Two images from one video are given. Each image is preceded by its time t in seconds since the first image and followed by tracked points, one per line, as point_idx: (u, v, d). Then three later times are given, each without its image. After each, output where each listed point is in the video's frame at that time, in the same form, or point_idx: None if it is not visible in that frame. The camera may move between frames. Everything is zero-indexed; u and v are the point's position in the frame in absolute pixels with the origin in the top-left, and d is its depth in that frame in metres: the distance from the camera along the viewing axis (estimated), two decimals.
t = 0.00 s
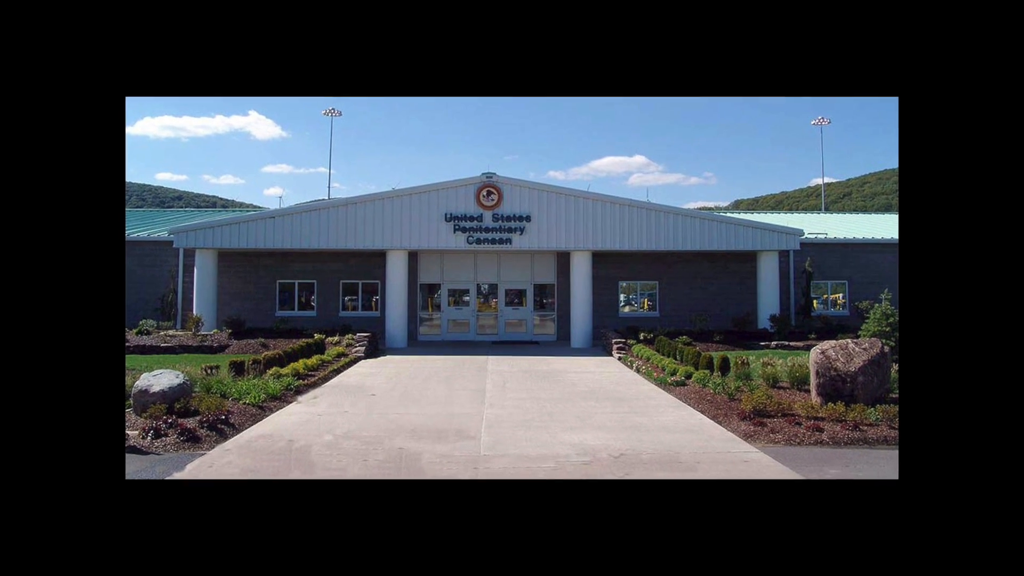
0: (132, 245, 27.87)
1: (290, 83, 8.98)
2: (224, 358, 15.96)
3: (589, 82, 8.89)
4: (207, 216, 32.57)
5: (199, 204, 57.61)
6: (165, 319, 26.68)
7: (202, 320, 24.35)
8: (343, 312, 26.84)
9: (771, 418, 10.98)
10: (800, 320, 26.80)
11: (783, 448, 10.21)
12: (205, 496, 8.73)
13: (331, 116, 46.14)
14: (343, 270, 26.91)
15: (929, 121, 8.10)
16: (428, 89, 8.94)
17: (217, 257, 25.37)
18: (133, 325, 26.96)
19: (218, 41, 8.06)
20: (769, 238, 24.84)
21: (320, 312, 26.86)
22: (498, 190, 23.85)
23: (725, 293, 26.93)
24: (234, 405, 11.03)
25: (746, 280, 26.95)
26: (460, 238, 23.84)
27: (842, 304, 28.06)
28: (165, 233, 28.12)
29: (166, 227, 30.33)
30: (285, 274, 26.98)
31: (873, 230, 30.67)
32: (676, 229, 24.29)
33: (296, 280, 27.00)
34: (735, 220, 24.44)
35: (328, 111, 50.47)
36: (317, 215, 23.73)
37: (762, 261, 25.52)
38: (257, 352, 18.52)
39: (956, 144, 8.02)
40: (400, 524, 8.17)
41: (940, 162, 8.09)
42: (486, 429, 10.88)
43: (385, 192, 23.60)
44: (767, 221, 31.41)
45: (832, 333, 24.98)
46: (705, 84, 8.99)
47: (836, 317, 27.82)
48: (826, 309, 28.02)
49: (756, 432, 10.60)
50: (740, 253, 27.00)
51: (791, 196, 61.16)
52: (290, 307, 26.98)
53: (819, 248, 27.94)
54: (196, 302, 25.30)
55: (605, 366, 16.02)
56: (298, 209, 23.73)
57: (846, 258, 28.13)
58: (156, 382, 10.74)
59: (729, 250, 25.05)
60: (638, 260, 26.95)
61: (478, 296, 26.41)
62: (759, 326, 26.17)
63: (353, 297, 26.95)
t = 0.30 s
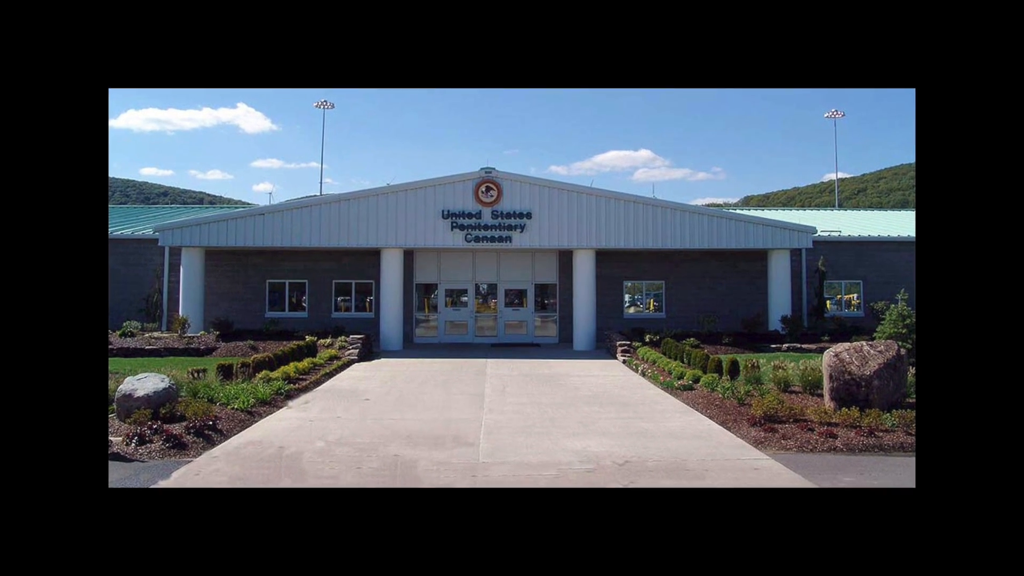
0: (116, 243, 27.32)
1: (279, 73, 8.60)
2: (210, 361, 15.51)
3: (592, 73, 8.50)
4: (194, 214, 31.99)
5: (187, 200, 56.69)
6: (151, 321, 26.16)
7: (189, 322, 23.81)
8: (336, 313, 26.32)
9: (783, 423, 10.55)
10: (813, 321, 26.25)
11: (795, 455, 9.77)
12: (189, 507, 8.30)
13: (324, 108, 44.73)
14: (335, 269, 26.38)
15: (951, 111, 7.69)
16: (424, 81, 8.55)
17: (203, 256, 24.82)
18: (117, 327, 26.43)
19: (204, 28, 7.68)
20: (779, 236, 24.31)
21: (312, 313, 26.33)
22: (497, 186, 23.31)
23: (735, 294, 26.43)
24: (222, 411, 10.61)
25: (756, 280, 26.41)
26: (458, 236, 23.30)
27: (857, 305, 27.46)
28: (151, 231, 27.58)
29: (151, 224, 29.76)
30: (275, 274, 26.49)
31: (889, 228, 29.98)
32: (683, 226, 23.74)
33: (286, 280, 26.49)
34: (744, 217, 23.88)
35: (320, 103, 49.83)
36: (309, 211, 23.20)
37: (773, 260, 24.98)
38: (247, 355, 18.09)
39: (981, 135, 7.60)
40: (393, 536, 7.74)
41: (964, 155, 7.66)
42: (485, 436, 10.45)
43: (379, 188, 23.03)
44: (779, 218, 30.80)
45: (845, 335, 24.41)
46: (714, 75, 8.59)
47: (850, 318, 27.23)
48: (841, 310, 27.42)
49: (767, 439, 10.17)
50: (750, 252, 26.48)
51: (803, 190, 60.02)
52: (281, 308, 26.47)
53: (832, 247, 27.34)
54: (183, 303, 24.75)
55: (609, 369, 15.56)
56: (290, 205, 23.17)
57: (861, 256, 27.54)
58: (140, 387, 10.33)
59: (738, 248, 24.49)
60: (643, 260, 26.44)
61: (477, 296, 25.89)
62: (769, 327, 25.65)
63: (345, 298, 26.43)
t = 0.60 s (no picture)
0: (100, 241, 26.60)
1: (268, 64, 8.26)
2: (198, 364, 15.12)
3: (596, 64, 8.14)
4: (182, 211, 31.29)
5: (172, 197, 55.64)
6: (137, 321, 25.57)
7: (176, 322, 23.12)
8: (328, 314, 25.67)
9: (794, 429, 10.14)
10: (826, 323, 25.69)
11: (807, 462, 9.38)
12: (172, 517, 7.90)
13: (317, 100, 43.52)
14: (328, 269, 25.77)
15: (984, 98, 7.24)
16: (419, 71, 8.19)
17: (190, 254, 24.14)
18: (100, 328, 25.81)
19: (179, 9, 7.25)
20: (790, 233, 23.69)
21: (304, 315, 25.70)
22: (496, 181, 22.63)
23: (745, 294, 25.76)
24: (209, 416, 10.21)
25: (766, 280, 25.71)
26: (456, 234, 22.65)
27: (872, 306, 26.69)
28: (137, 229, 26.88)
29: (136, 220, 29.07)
30: (265, 273, 25.80)
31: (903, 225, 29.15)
32: (689, 224, 23.11)
33: (277, 279, 25.82)
34: (754, 214, 23.26)
35: (314, 96, 49.12)
36: (301, 207, 22.50)
37: (785, 260, 24.44)
38: (236, 357, 17.69)
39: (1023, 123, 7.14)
40: (382, 558, 7.16)
41: (1000, 145, 7.21)
42: (484, 442, 10.05)
43: (374, 184, 22.35)
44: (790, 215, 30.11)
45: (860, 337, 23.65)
46: (722, 66, 8.23)
47: (864, 318, 26.46)
48: (854, 310, 26.66)
49: (777, 445, 9.76)
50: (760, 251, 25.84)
51: (817, 186, 58.73)
52: (271, 308, 25.76)
53: (845, 245, 26.56)
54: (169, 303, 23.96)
55: (613, 373, 15.13)
56: (282, 202, 22.48)
57: (876, 255, 26.77)
58: (124, 391, 9.94)
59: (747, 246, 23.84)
60: (648, 259, 25.80)
61: (476, 297, 25.31)
62: (780, 329, 25.11)
63: (338, 299, 25.77)
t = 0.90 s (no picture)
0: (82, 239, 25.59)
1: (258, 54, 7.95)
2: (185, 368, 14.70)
3: (599, 55, 7.80)
4: (169, 206, 30.50)
5: (156, 192, 54.53)
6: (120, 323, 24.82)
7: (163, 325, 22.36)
8: (320, 315, 24.88)
9: (805, 435, 9.77)
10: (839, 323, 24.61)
11: (820, 469, 9.00)
12: (155, 527, 7.53)
13: (308, 91, 42.31)
14: (321, 267, 24.90)
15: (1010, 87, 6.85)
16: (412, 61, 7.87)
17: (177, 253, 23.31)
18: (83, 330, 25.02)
19: None
20: (803, 231, 22.88)
21: (295, 316, 24.88)
22: (496, 177, 21.94)
23: (754, 294, 25.03)
24: (198, 421, 9.85)
25: (776, 279, 25.05)
26: (454, 232, 21.93)
27: (886, 307, 25.88)
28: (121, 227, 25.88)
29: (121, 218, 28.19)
30: (255, 272, 24.99)
31: (918, 222, 28.23)
32: (696, 222, 22.43)
33: (267, 278, 24.98)
34: (765, 211, 22.45)
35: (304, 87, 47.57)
36: (293, 204, 21.76)
37: (796, 258, 23.67)
38: (224, 360, 17.32)
39: None
40: (374, 570, 6.78)
41: None
42: (482, 448, 9.68)
43: (368, 179, 21.64)
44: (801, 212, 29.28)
45: (874, 339, 22.85)
46: (730, 57, 7.90)
47: (879, 320, 25.61)
48: (868, 312, 25.84)
49: (788, 451, 9.39)
50: (770, 250, 25.10)
51: (828, 183, 57.81)
52: (261, 309, 24.92)
53: (859, 243, 25.71)
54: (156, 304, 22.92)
55: (617, 376, 14.73)
56: (273, 199, 21.74)
57: (890, 253, 25.91)
58: (109, 396, 9.58)
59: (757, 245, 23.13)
60: (653, 258, 25.08)
61: (474, 297, 24.65)
62: (792, 330, 24.13)
63: (332, 300, 24.96)
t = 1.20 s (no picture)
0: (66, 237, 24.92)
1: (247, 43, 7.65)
2: (172, 371, 14.34)
3: (596, 40, 7.44)
4: (156, 203, 29.86)
5: (143, 189, 53.98)
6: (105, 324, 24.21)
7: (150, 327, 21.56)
8: (313, 317, 24.11)
9: (817, 440, 9.43)
10: (850, 325, 23.88)
11: (831, 476, 8.67)
12: (139, 538, 7.20)
13: (301, 83, 41.58)
14: (313, 267, 24.18)
15: None
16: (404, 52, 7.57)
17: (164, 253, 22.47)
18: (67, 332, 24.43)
19: None
20: (813, 229, 22.19)
21: (287, 317, 24.10)
22: (495, 173, 21.28)
23: (764, 294, 24.21)
24: (185, 427, 9.51)
25: (786, 279, 24.17)
26: (451, 230, 21.24)
27: (900, 308, 25.03)
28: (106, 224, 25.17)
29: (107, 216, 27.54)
30: (246, 272, 24.23)
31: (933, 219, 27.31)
32: (703, 220, 21.70)
33: (257, 278, 24.24)
34: (775, 209, 21.71)
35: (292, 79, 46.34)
36: (285, 201, 21.03)
37: (806, 257, 22.84)
38: (213, 363, 16.98)
39: None
40: None
41: None
42: (481, 455, 9.34)
43: (363, 175, 20.99)
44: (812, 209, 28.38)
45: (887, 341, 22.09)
46: (736, 47, 7.56)
47: (893, 321, 24.75)
48: (881, 313, 24.92)
49: (798, 457, 9.06)
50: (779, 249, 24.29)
51: (841, 178, 56.99)
52: (251, 310, 24.16)
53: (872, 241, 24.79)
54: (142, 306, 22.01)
55: (621, 380, 14.36)
56: (264, 195, 21.01)
57: (905, 251, 25.03)
58: (92, 400, 9.25)
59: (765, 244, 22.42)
60: (659, 256, 24.27)
61: (472, 297, 24.31)
62: (803, 333, 23.13)
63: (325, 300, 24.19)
